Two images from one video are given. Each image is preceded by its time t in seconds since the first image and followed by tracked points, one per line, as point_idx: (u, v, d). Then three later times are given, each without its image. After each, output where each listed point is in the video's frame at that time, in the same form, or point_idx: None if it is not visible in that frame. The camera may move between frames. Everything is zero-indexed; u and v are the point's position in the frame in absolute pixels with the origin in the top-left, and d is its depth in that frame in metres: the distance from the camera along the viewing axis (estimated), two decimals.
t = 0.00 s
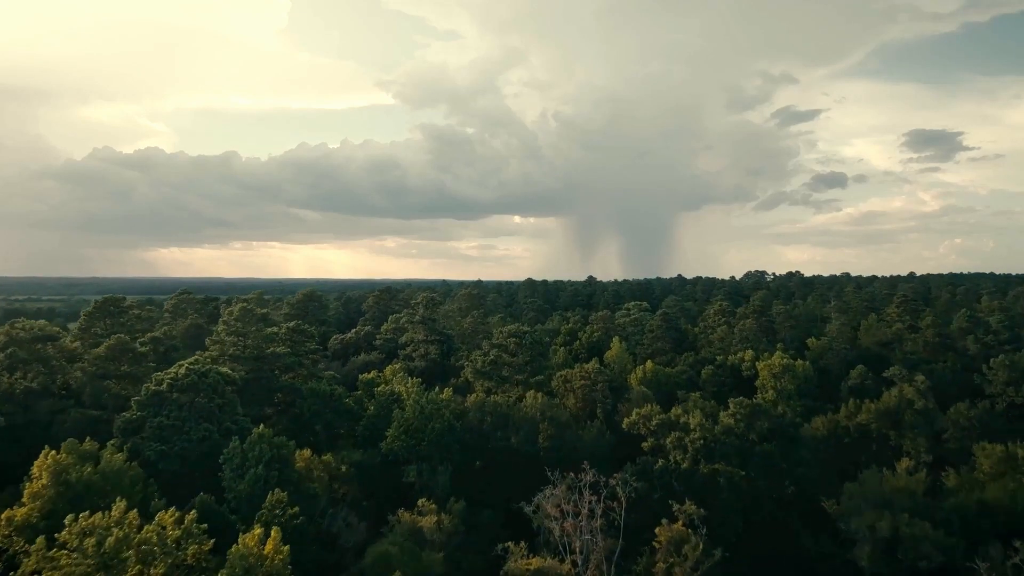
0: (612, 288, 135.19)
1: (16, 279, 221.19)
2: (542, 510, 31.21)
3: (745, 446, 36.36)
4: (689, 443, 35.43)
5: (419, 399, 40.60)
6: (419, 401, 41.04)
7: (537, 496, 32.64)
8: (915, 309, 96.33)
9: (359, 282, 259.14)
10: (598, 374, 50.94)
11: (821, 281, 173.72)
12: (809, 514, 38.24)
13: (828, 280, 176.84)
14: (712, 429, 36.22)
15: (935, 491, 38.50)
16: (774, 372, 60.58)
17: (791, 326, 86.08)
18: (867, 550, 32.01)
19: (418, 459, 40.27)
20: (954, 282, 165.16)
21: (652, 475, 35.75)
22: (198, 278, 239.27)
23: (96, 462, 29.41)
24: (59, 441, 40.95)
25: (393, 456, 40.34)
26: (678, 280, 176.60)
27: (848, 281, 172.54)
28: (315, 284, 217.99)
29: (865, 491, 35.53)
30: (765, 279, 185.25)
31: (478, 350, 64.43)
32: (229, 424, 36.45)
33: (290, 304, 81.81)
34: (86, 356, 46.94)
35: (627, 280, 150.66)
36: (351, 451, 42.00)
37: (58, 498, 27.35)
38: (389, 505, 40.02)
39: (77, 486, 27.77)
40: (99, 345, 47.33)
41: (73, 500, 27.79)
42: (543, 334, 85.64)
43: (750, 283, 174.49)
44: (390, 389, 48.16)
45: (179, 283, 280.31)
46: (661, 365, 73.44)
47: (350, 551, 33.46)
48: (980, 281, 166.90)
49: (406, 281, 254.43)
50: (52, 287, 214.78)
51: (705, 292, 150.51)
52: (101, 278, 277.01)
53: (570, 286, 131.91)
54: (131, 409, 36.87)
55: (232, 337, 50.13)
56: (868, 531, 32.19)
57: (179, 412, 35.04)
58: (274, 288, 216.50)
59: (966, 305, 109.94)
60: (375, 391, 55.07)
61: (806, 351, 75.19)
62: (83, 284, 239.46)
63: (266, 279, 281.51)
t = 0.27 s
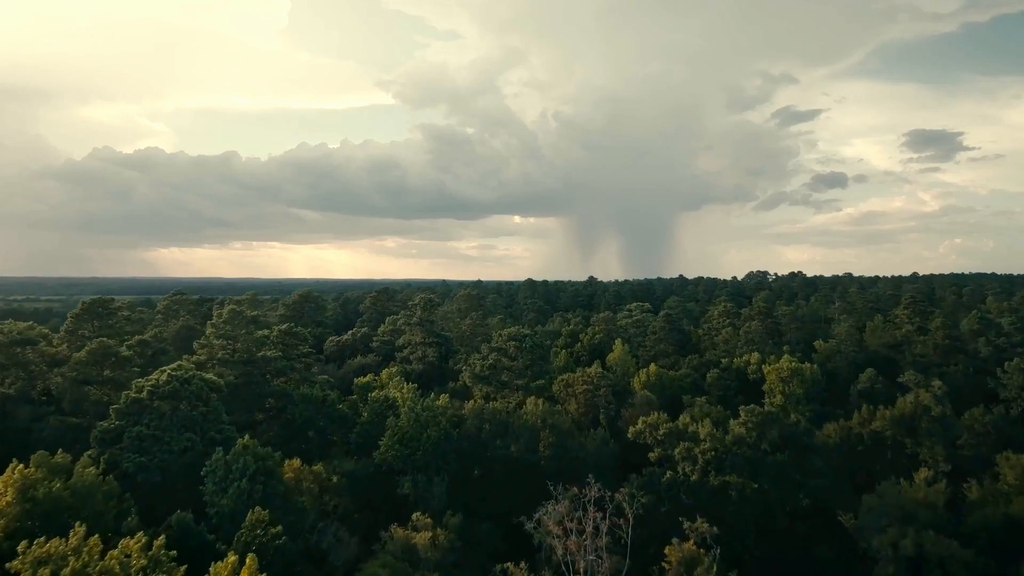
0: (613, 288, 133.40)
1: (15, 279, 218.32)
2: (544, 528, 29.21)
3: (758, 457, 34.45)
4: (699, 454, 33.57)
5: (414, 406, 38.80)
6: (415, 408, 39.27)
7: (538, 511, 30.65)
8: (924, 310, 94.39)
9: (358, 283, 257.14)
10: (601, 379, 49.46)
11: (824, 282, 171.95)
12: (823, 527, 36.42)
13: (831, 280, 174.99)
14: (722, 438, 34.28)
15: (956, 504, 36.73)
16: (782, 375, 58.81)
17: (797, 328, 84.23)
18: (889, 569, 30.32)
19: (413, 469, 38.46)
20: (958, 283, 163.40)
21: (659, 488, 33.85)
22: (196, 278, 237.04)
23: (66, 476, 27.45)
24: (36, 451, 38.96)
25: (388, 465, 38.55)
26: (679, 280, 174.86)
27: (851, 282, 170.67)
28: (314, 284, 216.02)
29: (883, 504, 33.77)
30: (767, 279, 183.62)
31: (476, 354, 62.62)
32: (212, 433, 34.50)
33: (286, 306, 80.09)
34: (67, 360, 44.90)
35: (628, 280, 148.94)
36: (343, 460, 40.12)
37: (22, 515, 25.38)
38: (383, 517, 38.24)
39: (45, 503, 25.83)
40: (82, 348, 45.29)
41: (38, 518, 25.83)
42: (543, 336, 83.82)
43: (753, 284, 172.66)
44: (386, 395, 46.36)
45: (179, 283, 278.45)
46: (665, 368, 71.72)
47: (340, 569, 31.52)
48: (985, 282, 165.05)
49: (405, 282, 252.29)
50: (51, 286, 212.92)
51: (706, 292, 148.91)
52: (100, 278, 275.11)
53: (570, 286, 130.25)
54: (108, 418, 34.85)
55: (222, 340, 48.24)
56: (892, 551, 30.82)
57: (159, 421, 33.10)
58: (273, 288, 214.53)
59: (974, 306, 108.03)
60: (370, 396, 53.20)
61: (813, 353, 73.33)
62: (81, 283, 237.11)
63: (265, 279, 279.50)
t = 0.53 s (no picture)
0: (614, 288, 131.52)
1: (13, 279, 216.77)
2: (546, 546, 27.27)
3: (772, 469, 32.56)
4: (710, 466, 31.69)
5: (409, 415, 36.94)
6: (409, 416, 37.39)
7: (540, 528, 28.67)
8: (932, 310, 92.48)
9: (359, 283, 255.90)
10: (604, 384, 47.73)
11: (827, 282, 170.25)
12: (838, 541, 34.68)
13: (835, 280, 172.91)
14: (735, 449, 32.38)
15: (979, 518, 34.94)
16: (790, 379, 57.00)
17: (803, 329, 82.37)
18: None
19: (408, 480, 36.62)
20: (962, 283, 161.74)
21: (668, 502, 31.98)
22: (196, 278, 235.40)
23: (32, 493, 25.61)
24: (12, 461, 37.13)
25: (382, 476, 36.71)
26: (680, 280, 173.10)
27: (855, 282, 168.84)
28: (314, 284, 214.18)
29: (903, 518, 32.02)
30: (769, 279, 182.04)
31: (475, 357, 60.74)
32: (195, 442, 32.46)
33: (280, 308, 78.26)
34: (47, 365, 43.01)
35: (629, 280, 147.14)
36: (335, 470, 38.31)
37: None
38: (376, 531, 36.44)
39: (9, 523, 24.06)
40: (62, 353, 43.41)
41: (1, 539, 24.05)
42: (544, 338, 81.95)
43: (754, 283, 170.95)
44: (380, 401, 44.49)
45: (178, 283, 276.54)
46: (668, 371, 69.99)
47: None
48: (990, 283, 163.35)
49: (406, 281, 250.65)
50: (48, 286, 211.21)
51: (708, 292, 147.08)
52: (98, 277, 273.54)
53: (571, 287, 128.48)
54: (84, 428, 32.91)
55: (210, 344, 46.38)
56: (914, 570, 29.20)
57: (137, 432, 31.15)
58: (272, 288, 212.71)
59: (982, 307, 106.18)
60: (364, 401, 51.32)
61: (821, 355, 71.47)
62: (78, 283, 235.25)
63: (266, 279, 277.67)
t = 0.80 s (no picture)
0: (615, 288, 129.77)
1: (12, 279, 215.24)
2: (547, 569, 25.30)
3: (787, 482, 30.72)
4: (722, 480, 29.83)
5: (403, 423, 35.14)
6: (403, 425, 35.52)
7: (542, 547, 26.70)
8: (942, 311, 90.47)
9: (359, 283, 254.07)
10: (608, 389, 45.95)
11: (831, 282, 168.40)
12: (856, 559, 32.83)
13: (838, 281, 170.84)
14: (749, 462, 30.47)
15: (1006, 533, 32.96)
16: (799, 383, 55.13)
17: (810, 330, 80.45)
18: None
19: (402, 493, 34.69)
20: (966, 283, 160.05)
21: (676, 517, 30.14)
22: (195, 279, 233.53)
23: None
24: None
25: (375, 489, 34.81)
26: (682, 280, 171.36)
27: (859, 283, 166.75)
28: (312, 284, 212.58)
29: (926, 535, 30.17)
30: (771, 279, 180.51)
31: (474, 360, 58.89)
32: (175, 454, 30.61)
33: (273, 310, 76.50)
34: (23, 371, 41.05)
35: (630, 281, 145.34)
36: (326, 481, 36.43)
37: None
38: (368, 545, 34.59)
39: None
40: (40, 357, 41.57)
41: None
42: (545, 340, 80.13)
43: (757, 283, 169.01)
44: (374, 408, 42.57)
45: (178, 283, 274.82)
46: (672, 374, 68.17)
47: None
48: (997, 284, 161.36)
49: (406, 282, 248.74)
50: (47, 285, 209.91)
51: (711, 292, 145.30)
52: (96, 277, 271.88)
53: (572, 287, 126.76)
54: (56, 439, 30.88)
55: (197, 348, 44.50)
56: None
57: (113, 443, 29.18)
58: (272, 288, 210.83)
59: (991, 307, 104.13)
60: (359, 406, 49.50)
61: (830, 357, 69.54)
62: (76, 284, 233.44)
63: (266, 279, 275.83)
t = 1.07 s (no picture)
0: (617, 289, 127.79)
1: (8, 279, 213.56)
2: None
3: (805, 497, 28.80)
4: (736, 495, 28.04)
5: (396, 433, 33.27)
6: (397, 435, 33.59)
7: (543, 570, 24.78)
8: (951, 312, 88.50)
9: (359, 283, 252.31)
10: (611, 394, 44.02)
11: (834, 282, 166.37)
12: None
13: (841, 281, 168.64)
14: (764, 476, 28.58)
15: None
16: (809, 388, 53.18)
17: (817, 332, 78.52)
18: None
19: (395, 507, 32.83)
20: (972, 283, 157.99)
21: (686, 534, 28.30)
22: (195, 279, 231.51)
23: None
24: None
25: (367, 503, 32.95)
26: (684, 280, 169.41)
27: (862, 283, 164.70)
28: (310, 284, 210.52)
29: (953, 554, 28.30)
30: (773, 279, 178.60)
31: (472, 364, 56.93)
32: (153, 466, 28.70)
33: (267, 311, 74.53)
34: None
35: (632, 281, 143.32)
36: (316, 494, 34.55)
37: None
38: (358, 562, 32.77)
39: None
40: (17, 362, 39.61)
41: None
42: (545, 342, 78.22)
43: (760, 283, 166.91)
44: (367, 415, 40.62)
45: (178, 283, 272.74)
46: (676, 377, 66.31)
47: None
48: (1003, 284, 159.16)
49: (406, 282, 246.85)
50: (43, 285, 208.17)
51: (714, 293, 143.28)
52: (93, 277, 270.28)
53: (572, 287, 124.78)
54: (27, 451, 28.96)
55: (183, 353, 42.55)
56: None
57: (84, 455, 27.23)
58: (271, 288, 208.73)
59: (1000, 308, 102.06)
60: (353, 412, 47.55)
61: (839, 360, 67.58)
62: (73, 283, 231.85)
63: (266, 279, 273.80)
